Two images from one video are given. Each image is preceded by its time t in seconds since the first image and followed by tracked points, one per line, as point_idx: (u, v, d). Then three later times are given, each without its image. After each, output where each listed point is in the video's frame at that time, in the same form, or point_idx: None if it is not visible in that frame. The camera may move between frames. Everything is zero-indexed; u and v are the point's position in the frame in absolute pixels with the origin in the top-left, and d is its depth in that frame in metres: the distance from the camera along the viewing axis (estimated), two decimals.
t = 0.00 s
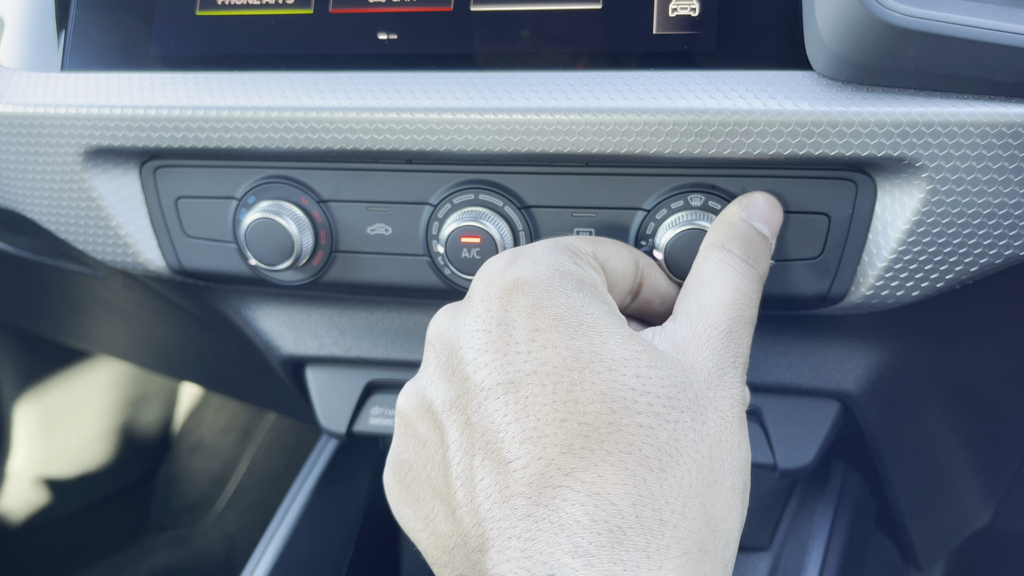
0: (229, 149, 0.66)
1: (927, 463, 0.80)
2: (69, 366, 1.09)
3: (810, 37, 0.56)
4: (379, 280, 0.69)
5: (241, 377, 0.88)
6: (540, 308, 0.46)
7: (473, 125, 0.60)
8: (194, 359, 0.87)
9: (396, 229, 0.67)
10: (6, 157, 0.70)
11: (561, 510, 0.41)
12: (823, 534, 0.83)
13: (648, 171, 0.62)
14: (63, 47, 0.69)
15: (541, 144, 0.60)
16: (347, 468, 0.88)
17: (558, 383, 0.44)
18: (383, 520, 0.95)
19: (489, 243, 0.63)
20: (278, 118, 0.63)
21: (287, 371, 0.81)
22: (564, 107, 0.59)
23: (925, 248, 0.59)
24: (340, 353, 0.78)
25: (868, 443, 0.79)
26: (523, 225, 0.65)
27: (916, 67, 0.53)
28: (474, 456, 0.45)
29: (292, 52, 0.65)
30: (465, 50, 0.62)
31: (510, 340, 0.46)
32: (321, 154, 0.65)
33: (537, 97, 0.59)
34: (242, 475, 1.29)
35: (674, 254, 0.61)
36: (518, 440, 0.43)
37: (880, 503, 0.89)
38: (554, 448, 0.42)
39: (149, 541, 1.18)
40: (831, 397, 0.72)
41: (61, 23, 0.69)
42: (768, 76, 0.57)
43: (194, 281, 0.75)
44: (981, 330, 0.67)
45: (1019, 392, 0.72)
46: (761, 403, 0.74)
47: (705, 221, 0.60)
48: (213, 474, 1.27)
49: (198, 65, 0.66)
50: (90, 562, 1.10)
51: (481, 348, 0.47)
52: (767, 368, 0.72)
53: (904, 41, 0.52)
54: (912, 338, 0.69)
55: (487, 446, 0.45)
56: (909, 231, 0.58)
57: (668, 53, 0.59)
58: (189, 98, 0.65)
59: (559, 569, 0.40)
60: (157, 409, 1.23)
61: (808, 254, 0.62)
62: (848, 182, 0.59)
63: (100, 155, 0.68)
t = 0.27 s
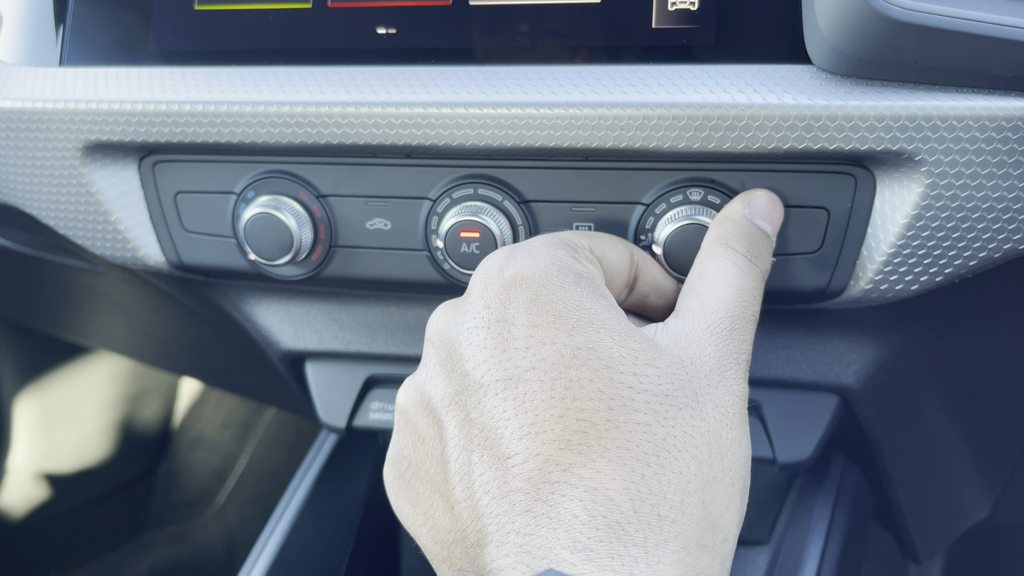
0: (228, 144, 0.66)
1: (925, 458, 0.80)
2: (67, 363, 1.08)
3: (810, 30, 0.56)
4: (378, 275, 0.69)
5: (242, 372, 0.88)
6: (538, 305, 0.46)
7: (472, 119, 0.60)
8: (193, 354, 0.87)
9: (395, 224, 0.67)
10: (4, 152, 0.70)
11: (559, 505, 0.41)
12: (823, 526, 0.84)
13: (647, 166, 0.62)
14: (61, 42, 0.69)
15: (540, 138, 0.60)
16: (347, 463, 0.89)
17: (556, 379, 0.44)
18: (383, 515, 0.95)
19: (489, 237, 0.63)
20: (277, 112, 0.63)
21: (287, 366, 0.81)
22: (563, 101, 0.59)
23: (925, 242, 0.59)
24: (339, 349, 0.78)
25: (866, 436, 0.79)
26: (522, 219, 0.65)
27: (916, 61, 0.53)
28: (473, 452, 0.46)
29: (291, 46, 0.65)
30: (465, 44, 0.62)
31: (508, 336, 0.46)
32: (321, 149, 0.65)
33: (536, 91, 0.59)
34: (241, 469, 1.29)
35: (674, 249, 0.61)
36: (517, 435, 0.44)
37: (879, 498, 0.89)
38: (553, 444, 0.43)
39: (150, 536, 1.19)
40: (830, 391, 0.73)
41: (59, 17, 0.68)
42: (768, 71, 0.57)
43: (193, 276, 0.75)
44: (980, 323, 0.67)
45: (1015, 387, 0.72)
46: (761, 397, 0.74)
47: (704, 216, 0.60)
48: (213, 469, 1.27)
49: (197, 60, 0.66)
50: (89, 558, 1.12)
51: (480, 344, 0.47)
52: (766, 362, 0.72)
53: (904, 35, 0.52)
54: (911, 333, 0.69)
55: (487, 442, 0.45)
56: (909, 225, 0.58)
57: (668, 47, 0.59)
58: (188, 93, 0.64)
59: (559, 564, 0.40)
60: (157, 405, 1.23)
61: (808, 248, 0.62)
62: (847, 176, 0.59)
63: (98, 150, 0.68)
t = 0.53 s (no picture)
0: (225, 136, 0.65)
1: (922, 447, 0.81)
2: (65, 357, 1.08)
3: (810, 21, 0.56)
4: (377, 267, 0.69)
5: (241, 366, 0.88)
6: (528, 338, 0.47)
7: (470, 111, 0.60)
8: (193, 347, 0.87)
9: (393, 216, 0.67)
10: (2, 145, 0.70)
11: (540, 535, 0.41)
12: (821, 516, 0.84)
13: (645, 157, 0.61)
14: (59, 33, 0.69)
15: (539, 130, 0.60)
16: (347, 455, 0.89)
17: (541, 408, 0.44)
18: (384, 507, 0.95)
19: (488, 229, 0.63)
20: (274, 105, 0.63)
21: (286, 358, 0.81)
22: (561, 93, 0.58)
23: (924, 233, 0.59)
24: (338, 341, 0.78)
25: (864, 427, 0.79)
26: (521, 211, 0.64)
27: (916, 51, 0.53)
28: (465, 486, 0.47)
29: (288, 37, 0.64)
30: (463, 36, 0.62)
31: (498, 371, 0.47)
32: (319, 141, 0.65)
33: (535, 83, 0.59)
34: (242, 462, 1.29)
35: (673, 241, 0.61)
36: (503, 466, 0.44)
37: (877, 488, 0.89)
38: (537, 469, 0.43)
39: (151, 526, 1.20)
40: (829, 383, 0.72)
41: (56, 8, 0.68)
42: (767, 62, 0.57)
43: (191, 268, 0.74)
44: (978, 313, 0.67)
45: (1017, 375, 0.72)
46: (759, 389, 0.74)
47: (703, 208, 0.60)
48: (213, 462, 1.27)
49: (194, 51, 0.66)
50: (88, 551, 1.13)
51: (474, 380, 0.48)
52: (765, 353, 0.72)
53: (904, 25, 0.52)
54: (912, 324, 0.69)
55: (479, 474, 0.45)
56: (908, 216, 0.58)
57: (667, 38, 0.59)
58: (185, 85, 0.64)
59: None
60: (157, 397, 1.22)
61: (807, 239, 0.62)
62: (846, 167, 0.59)
63: (96, 142, 0.67)
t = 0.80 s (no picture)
0: (221, 127, 0.65)
1: (920, 437, 0.80)
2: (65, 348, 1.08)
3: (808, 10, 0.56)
4: (374, 258, 0.69)
5: (239, 356, 0.88)
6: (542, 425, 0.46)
7: (467, 101, 0.60)
8: (190, 338, 0.87)
9: (390, 206, 0.66)
10: None
11: None
12: (816, 505, 0.84)
13: (642, 146, 0.61)
14: (53, 20, 0.69)
15: (536, 120, 0.60)
16: (346, 445, 0.89)
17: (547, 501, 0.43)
18: (382, 496, 0.96)
19: (484, 220, 0.63)
20: (271, 95, 0.62)
21: (284, 349, 0.81)
22: (559, 83, 0.58)
23: (923, 222, 0.58)
24: (336, 332, 0.78)
25: (863, 420, 0.79)
26: (518, 202, 0.64)
27: (915, 39, 0.54)
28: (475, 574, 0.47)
29: (285, 27, 0.65)
30: (460, 25, 0.62)
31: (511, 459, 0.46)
32: (314, 132, 0.64)
33: (532, 73, 0.59)
34: (242, 451, 1.33)
35: (670, 230, 0.61)
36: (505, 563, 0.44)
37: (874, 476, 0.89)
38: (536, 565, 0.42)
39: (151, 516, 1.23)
40: (825, 372, 0.72)
41: None
42: (765, 51, 0.57)
43: (187, 259, 0.74)
44: (977, 301, 0.67)
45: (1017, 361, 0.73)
46: (755, 378, 0.74)
47: (700, 198, 0.60)
48: (213, 451, 1.30)
49: (190, 40, 0.66)
50: (88, 542, 1.13)
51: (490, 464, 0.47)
52: (765, 343, 0.71)
53: (904, 13, 0.52)
54: (915, 314, 0.68)
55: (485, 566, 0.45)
56: (907, 205, 0.58)
57: (663, 26, 0.60)
58: (181, 75, 0.64)
59: None
60: (156, 387, 1.23)
61: (804, 229, 0.62)
62: (844, 157, 0.59)
63: (91, 133, 0.67)
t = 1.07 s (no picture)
0: (212, 112, 0.64)
1: (923, 424, 0.80)
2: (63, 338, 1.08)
3: None
4: (369, 244, 0.68)
5: (236, 342, 0.88)
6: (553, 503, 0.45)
7: (462, 84, 0.59)
8: (187, 325, 0.87)
9: (385, 192, 0.65)
10: None
11: None
12: (817, 496, 0.82)
13: (642, 130, 0.60)
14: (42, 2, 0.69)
15: (533, 103, 0.58)
16: (344, 432, 0.89)
17: None
18: (382, 482, 0.96)
19: (481, 207, 0.62)
20: (262, 79, 0.61)
21: (280, 336, 0.80)
22: (556, 66, 0.57)
23: (927, 207, 0.57)
24: (332, 319, 0.77)
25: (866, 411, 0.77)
26: (514, 187, 0.63)
27: (922, 21, 0.52)
28: None
29: (276, 10, 0.64)
30: (456, 7, 0.61)
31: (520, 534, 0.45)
32: (305, 116, 0.63)
33: (529, 56, 0.58)
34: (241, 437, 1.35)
35: (670, 216, 0.60)
36: None
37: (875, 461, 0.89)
38: None
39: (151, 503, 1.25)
40: (826, 358, 0.71)
41: None
42: (768, 33, 0.56)
43: (181, 246, 0.74)
44: (982, 286, 0.66)
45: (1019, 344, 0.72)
46: (755, 365, 0.73)
47: (700, 184, 0.59)
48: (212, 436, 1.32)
49: (179, 23, 0.66)
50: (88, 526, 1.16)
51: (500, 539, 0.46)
52: (766, 330, 0.70)
53: None
54: (918, 300, 0.67)
55: None
56: (911, 190, 0.57)
57: (663, 9, 0.59)
58: (171, 59, 0.63)
59: None
60: (155, 372, 1.23)
61: (806, 214, 0.60)
62: (847, 141, 0.58)
63: (80, 118, 0.66)
